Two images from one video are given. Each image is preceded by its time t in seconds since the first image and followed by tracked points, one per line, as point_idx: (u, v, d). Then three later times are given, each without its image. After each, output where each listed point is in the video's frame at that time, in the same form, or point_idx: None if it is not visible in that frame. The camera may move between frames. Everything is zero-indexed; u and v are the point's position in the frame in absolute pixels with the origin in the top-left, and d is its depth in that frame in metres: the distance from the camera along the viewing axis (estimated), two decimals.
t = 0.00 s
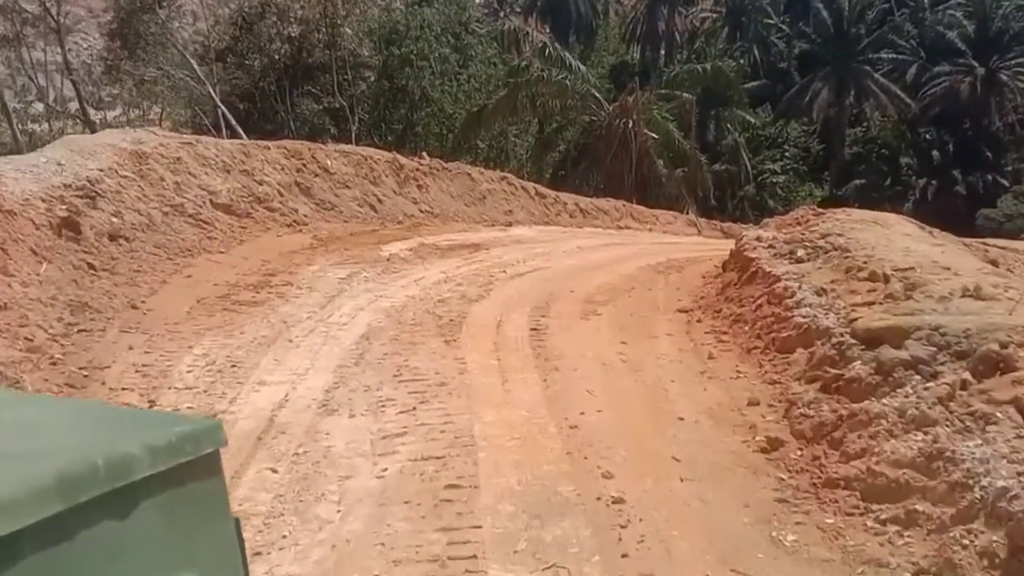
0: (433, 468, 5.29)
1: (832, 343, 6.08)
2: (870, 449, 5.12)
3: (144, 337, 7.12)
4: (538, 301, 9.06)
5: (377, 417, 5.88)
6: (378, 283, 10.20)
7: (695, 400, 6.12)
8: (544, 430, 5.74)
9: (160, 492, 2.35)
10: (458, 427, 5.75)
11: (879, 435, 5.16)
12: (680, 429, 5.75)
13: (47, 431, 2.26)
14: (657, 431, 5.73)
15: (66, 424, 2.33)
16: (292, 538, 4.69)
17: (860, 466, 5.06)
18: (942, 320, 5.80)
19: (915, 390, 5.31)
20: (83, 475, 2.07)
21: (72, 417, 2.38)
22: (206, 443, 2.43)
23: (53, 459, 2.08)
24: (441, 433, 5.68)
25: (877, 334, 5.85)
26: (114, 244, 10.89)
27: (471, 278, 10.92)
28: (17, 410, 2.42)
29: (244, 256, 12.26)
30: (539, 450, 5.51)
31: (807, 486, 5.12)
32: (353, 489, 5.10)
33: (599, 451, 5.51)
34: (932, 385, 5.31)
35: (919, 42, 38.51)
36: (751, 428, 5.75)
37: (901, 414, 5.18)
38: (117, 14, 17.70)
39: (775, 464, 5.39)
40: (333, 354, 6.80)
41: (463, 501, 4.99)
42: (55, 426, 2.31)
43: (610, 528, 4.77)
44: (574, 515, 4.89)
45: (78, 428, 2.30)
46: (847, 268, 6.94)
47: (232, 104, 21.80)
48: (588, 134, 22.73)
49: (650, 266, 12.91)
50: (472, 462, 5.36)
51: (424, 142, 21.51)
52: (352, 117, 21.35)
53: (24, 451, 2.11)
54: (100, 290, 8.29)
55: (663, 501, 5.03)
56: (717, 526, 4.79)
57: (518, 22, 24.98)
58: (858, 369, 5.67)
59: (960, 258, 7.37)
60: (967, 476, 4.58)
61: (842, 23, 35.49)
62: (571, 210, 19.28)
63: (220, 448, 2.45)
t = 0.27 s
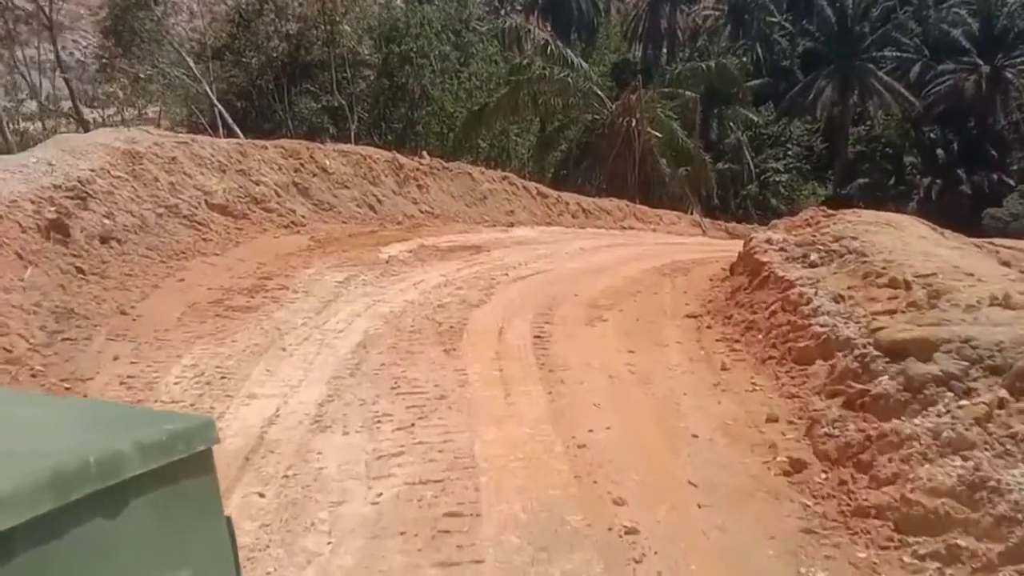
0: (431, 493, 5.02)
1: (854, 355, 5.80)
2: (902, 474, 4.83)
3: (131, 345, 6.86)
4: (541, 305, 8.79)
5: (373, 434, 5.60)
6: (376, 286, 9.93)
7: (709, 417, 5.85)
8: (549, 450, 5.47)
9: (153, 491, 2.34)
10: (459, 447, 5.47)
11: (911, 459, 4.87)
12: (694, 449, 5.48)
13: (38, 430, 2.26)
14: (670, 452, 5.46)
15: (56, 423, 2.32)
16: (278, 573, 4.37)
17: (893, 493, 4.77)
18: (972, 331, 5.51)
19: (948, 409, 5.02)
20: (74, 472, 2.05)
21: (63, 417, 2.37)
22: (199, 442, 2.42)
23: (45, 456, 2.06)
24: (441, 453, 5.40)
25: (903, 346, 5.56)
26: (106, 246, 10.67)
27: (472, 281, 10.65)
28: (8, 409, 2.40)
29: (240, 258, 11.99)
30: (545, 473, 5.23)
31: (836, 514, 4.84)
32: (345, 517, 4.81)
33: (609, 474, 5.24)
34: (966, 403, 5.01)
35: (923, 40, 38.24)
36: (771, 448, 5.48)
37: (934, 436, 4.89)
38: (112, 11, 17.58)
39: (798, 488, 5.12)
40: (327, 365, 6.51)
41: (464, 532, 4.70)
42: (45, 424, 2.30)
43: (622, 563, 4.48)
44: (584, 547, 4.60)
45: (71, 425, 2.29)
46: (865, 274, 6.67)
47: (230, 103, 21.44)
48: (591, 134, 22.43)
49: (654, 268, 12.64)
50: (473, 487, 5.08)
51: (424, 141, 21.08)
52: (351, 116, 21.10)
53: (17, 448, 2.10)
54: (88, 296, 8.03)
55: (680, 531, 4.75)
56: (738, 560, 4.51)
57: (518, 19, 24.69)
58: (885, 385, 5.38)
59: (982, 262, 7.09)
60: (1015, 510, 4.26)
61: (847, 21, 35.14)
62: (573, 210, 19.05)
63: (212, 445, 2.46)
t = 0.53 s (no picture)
0: (425, 516, 4.78)
1: (872, 365, 5.56)
2: (929, 497, 4.58)
3: (117, 353, 6.64)
4: (542, 310, 8.54)
5: (365, 450, 5.36)
6: (373, 290, 9.71)
7: (720, 431, 5.62)
8: (551, 468, 5.23)
9: (146, 491, 2.68)
10: (455, 464, 5.24)
11: (938, 480, 4.62)
12: (704, 467, 5.25)
13: (45, 431, 2.59)
14: (679, 470, 5.22)
15: (62, 424, 2.65)
16: None
17: (919, 517, 4.54)
18: (997, 340, 5.26)
19: (977, 426, 4.76)
20: (71, 472, 2.37)
21: (70, 418, 2.72)
22: (192, 443, 2.78)
23: (48, 456, 2.38)
24: (436, 471, 5.17)
25: (926, 357, 5.32)
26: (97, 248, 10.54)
27: (471, 284, 10.42)
28: (23, 411, 2.74)
29: (235, 261, 11.77)
30: (545, 492, 5.00)
31: (857, 540, 4.62)
32: (333, 543, 4.57)
33: (615, 494, 5.01)
34: (995, 420, 4.74)
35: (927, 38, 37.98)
36: (786, 465, 5.25)
37: (963, 456, 4.63)
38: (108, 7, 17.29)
39: (815, 510, 4.92)
40: (319, 374, 6.28)
41: (459, 560, 4.46)
42: (53, 425, 2.64)
43: None
44: None
45: (73, 427, 2.62)
46: (881, 280, 6.45)
47: (227, 101, 21.12)
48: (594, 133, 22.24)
49: (658, 270, 12.40)
50: (470, 509, 4.84)
51: (424, 141, 20.82)
52: (349, 114, 20.77)
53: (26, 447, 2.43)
54: (75, 300, 7.84)
55: (692, 558, 4.52)
56: None
57: (519, 16, 24.42)
58: (907, 400, 5.13)
59: (1000, 266, 6.86)
60: None
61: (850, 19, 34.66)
62: (576, 210, 18.82)
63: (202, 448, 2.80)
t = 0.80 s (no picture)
0: (421, 549, 4.47)
1: (899, 381, 5.25)
2: (974, 531, 4.14)
3: (101, 362, 6.37)
4: (545, 314, 8.26)
5: (356, 473, 5.07)
6: (371, 292, 9.43)
7: (737, 452, 5.33)
8: (557, 494, 4.95)
9: (152, 496, 2.83)
10: (454, 490, 4.94)
11: (983, 512, 4.19)
12: (724, 491, 4.98)
13: (57, 439, 2.74)
14: (695, 496, 4.94)
15: (73, 432, 2.81)
16: None
17: (967, 556, 4.09)
18: None
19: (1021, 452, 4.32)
20: (78, 477, 2.51)
21: (82, 427, 2.88)
22: (197, 451, 2.93)
23: (57, 463, 2.53)
24: (433, 497, 4.88)
25: (957, 371, 5.00)
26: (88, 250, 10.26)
27: (471, 287, 10.15)
28: (36, 421, 2.91)
29: (229, 262, 11.49)
30: (552, 522, 4.70)
31: None
32: None
33: (627, 524, 4.72)
34: None
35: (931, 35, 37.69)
36: (812, 490, 4.96)
37: (1010, 486, 4.19)
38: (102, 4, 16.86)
39: (846, 541, 4.60)
40: (311, 385, 6.00)
41: None
42: (64, 432, 2.80)
43: None
44: None
45: (83, 435, 2.78)
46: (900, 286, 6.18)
47: (224, 99, 20.74)
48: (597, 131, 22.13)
49: (662, 271, 12.11)
50: (469, 541, 4.53)
51: (424, 138, 20.61)
52: (348, 113, 20.43)
53: (38, 455, 2.59)
54: (62, 304, 7.57)
55: None
56: None
57: (520, 13, 24.11)
58: (942, 420, 4.79)
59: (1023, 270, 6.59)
60: None
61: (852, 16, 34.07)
62: (578, 209, 18.49)
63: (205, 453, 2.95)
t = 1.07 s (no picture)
0: None
1: (931, 396, 5.07)
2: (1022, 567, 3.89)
3: (89, 371, 6.14)
4: (549, 319, 8.01)
5: (354, 495, 4.82)
6: (370, 296, 9.18)
7: (757, 471, 5.07)
8: (569, 519, 4.68)
9: (149, 498, 2.55)
10: (459, 516, 4.68)
11: None
12: (746, 518, 4.69)
13: (43, 439, 2.48)
14: (715, 522, 4.67)
15: (63, 432, 2.55)
16: None
17: None
18: None
19: None
20: (71, 481, 2.26)
21: (71, 424, 2.62)
22: (195, 450, 2.65)
23: (45, 466, 2.27)
24: (435, 524, 4.62)
25: (995, 389, 4.88)
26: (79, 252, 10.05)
27: (473, 289, 9.90)
28: (20, 419, 2.63)
29: (225, 264, 11.26)
30: (563, 552, 4.43)
31: None
32: None
33: (643, 553, 4.44)
34: None
35: (933, 33, 37.47)
36: (842, 516, 4.67)
37: None
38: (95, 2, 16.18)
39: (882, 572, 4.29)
40: (306, 396, 5.78)
41: None
42: (53, 432, 2.54)
43: None
44: None
45: (72, 436, 2.51)
46: (924, 292, 6.13)
47: (221, 97, 20.49)
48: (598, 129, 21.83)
49: (668, 273, 11.85)
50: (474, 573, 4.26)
51: (424, 137, 20.47)
52: (347, 112, 20.14)
53: (27, 456, 2.33)
54: (49, 309, 7.35)
55: None
56: None
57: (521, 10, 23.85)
58: (982, 443, 4.57)
59: None
60: None
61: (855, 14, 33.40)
62: (580, 208, 18.21)
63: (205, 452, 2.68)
